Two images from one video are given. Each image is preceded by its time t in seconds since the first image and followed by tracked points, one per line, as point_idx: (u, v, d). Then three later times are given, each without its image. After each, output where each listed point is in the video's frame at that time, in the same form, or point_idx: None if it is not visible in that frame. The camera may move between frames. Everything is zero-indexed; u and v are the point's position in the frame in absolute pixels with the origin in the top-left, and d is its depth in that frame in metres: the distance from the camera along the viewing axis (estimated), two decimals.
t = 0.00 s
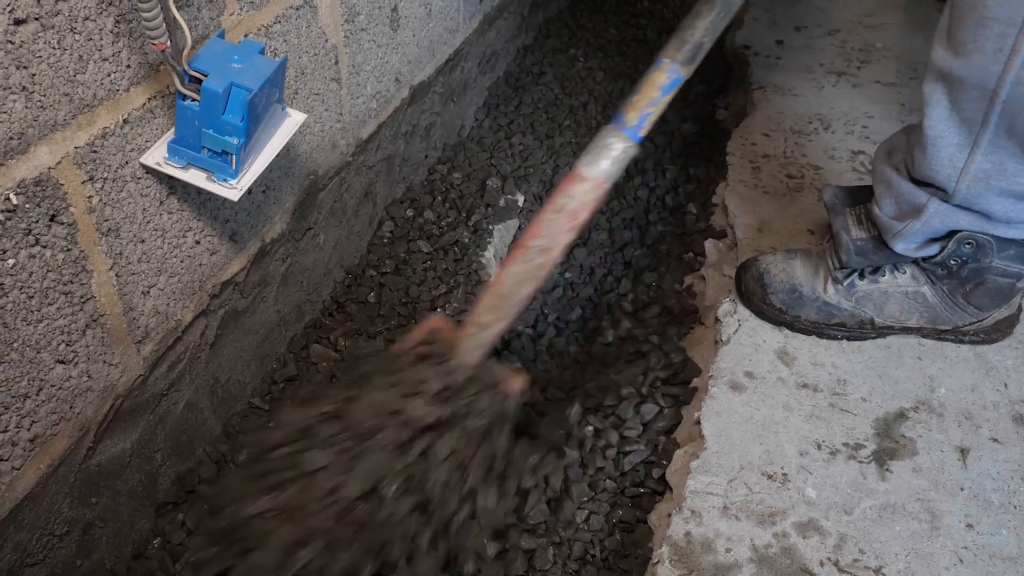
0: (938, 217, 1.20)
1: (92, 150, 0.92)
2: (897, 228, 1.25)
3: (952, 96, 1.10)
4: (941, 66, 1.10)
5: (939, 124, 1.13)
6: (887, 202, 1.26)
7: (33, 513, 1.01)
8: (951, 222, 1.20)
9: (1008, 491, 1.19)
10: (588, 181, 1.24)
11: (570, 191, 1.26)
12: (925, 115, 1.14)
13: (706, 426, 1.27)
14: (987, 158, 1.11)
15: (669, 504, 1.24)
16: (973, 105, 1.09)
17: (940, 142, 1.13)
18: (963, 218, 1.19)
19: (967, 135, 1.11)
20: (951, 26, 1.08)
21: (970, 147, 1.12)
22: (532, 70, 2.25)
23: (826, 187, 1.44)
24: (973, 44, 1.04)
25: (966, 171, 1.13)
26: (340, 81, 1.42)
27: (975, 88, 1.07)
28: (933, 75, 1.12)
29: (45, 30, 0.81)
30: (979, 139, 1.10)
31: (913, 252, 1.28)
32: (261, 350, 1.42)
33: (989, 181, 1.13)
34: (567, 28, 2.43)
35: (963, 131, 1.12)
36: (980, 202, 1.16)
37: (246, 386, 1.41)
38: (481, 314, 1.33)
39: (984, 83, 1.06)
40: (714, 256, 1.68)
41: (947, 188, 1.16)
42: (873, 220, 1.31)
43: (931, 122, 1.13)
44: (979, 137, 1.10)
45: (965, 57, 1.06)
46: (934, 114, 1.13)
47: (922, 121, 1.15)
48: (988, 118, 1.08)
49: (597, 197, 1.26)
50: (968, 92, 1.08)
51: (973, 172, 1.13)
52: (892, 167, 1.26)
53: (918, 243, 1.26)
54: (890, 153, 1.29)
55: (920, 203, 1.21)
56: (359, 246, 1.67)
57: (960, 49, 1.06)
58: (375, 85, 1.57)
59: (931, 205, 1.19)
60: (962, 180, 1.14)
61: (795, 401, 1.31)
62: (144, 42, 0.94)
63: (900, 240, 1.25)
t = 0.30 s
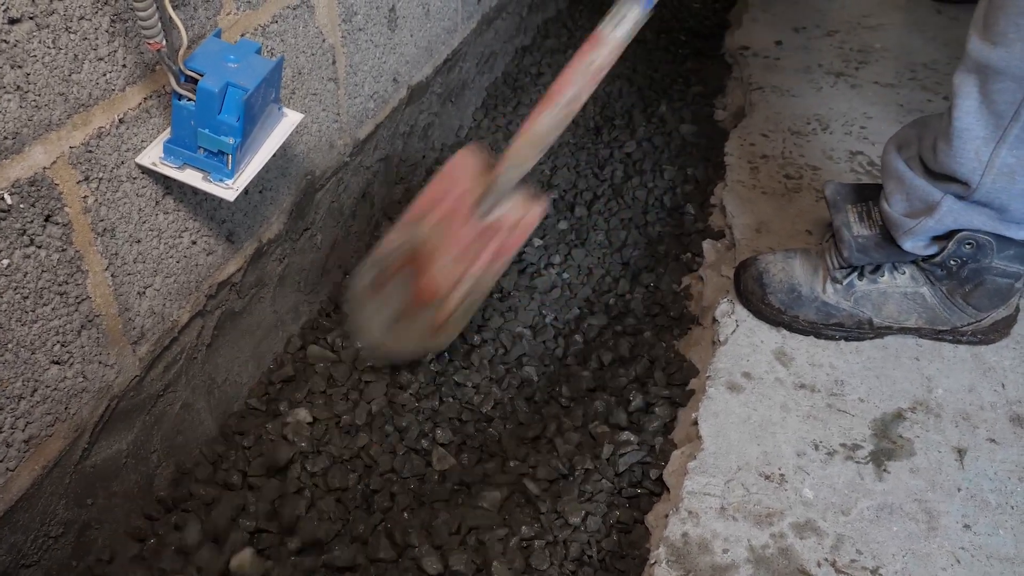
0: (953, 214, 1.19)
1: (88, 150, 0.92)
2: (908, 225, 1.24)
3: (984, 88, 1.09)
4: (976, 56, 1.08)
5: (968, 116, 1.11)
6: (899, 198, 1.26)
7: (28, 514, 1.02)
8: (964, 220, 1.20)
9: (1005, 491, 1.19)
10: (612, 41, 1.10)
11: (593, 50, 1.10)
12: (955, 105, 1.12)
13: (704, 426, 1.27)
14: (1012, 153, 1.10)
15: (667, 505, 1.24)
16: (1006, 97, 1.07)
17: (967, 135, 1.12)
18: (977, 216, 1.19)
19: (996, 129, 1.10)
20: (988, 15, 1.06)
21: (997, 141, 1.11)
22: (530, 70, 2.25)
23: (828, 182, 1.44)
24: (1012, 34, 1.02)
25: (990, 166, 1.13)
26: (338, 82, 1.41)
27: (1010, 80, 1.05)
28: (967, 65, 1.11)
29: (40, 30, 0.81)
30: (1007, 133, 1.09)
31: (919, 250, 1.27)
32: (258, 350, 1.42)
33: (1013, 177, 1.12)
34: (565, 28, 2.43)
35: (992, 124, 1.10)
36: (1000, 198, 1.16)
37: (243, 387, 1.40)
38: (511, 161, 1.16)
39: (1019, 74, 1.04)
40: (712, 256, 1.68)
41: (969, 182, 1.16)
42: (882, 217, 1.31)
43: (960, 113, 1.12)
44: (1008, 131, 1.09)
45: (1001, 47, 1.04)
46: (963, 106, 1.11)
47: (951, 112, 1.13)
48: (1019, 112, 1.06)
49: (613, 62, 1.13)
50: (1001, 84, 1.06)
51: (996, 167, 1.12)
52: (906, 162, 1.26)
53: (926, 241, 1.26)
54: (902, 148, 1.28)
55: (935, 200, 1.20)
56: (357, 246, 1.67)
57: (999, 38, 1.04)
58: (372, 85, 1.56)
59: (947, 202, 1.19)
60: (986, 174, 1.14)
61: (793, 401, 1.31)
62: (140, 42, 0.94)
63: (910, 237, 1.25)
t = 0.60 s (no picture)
0: (928, 214, 1.19)
1: (76, 149, 0.91)
2: (886, 226, 1.24)
3: (939, 95, 1.11)
4: (928, 66, 1.10)
5: (926, 123, 1.13)
6: (879, 200, 1.26)
7: (18, 516, 1.01)
8: (940, 220, 1.19)
9: (999, 489, 1.19)
10: (675, 2, 1.46)
11: None
12: (912, 113, 1.14)
13: (698, 425, 1.27)
14: (974, 155, 1.11)
15: (660, 504, 1.23)
16: (959, 104, 1.08)
17: (927, 141, 1.14)
18: (952, 215, 1.19)
19: (954, 134, 1.11)
20: (936, 25, 1.08)
21: (957, 145, 1.12)
22: (524, 69, 2.24)
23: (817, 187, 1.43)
24: (957, 43, 1.04)
25: (954, 169, 1.13)
26: (330, 80, 1.41)
27: (961, 87, 1.07)
28: (921, 74, 1.13)
29: (26, 27, 0.80)
30: (967, 137, 1.10)
31: (904, 250, 1.27)
32: (250, 350, 1.41)
33: (978, 178, 1.13)
34: (559, 26, 2.42)
35: (950, 129, 1.12)
36: (970, 198, 1.16)
37: (236, 387, 1.40)
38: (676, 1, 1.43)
39: (969, 81, 1.05)
40: (706, 255, 1.67)
41: (937, 186, 1.16)
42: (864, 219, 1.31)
43: (917, 121, 1.13)
44: (966, 135, 1.10)
45: (949, 56, 1.06)
46: (921, 113, 1.13)
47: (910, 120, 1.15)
48: (974, 116, 1.08)
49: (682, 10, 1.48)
50: (954, 91, 1.08)
51: (960, 170, 1.13)
52: (881, 166, 1.26)
53: (909, 241, 1.26)
54: (882, 150, 1.28)
55: (911, 200, 1.20)
56: (350, 245, 1.66)
57: (946, 47, 1.06)
58: (365, 84, 1.56)
59: (921, 203, 1.18)
60: (951, 178, 1.14)
61: (787, 400, 1.30)
62: (129, 40, 0.93)
63: (890, 238, 1.25)
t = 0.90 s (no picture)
0: (916, 222, 1.20)
1: (68, 145, 0.90)
2: (875, 234, 1.25)
3: (916, 110, 1.11)
4: (901, 82, 1.11)
5: (905, 137, 1.14)
6: (867, 207, 1.26)
7: (8, 513, 1.00)
8: (928, 226, 1.20)
9: (992, 489, 1.19)
10: (638, 116, 1.37)
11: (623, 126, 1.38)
12: (891, 128, 1.15)
13: (692, 424, 1.27)
14: (956, 166, 1.12)
15: (654, 503, 1.23)
16: (935, 118, 1.09)
17: (908, 154, 1.14)
18: (940, 221, 1.20)
19: (934, 147, 1.12)
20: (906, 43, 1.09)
21: (938, 157, 1.12)
22: (520, 67, 2.24)
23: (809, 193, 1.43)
24: (927, 62, 1.05)
25: (937, 181, 1.14)
26: (325, 77, 1.40)
27: (935, 103, 1.08)
28: (894, 90, 1.14)
29: (17, 21, 0.79)
30: (946, 150, 1.11)
31: (894, 254, 1.27)
32: (244, 348, 1.41)
33: (960, 188, 1.14)
34: (556, 25, 2.42)
35: (930, 143, 1.12)
36: (954, 207, 1.17)
37: (229, 384, 1.39)
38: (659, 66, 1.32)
39: (942, 99, 1.06)
40: (701, 254, 1.67)
41: (920, 198, 1.18)
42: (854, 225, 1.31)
43: (896, 135, 1.14)
44: (946, 149, 1.11)
45: (920, 74, 1.07)
46: (899, 128, 1.14)
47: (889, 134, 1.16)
48: (950, 131, 1.09)
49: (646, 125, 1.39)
50: (929, 107, 1.09)
51: (943, 181, 1.14)
52: (868, 173, 1.27)
53: (900, 246, 1.26)
54: (869, 156, 1.29)
55: (897, 208, 1.21)
56: (345, 243, 1.66)
57: (916, 66, 1.07)
58: (360, 81, 1.55)
59: (908, 211, 1.19)
60: (934, 189, 1.15)
61: (781, 400, 1.30)
62: (122, 35, 0.92)
63: (880, 245, 1.25)
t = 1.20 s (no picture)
0: (913, 220, 1.20)
1: (67, 140, 0.90)
2: (872, 232, 1.25)
3: (912, 107, 1.11)
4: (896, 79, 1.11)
5: (901, 134, 1.14)
6: (864, 204, 1.27)
7: (6, 509, 1.00)
8: (924, 224, 1.21)
9: (990, 488, 1.19)
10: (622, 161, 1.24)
11: (603, 174, 1.25)
12: (887, 125, 1.15)
13: (690, 422, 1.27)
14: (953, 163, 1.12)
15: (652, 501, 1.24)
16: (932, 115, 1.10)
17: (905, 151, 1.15)
18: (937, 219, 1.20)
19: (930, 144, 1.13)
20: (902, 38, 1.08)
21: (935, 154, 1.13)
22: (519, 65, 2.24)
23: (808, 190, 1.43)
24: (923, 58, 1.05)
25: (934, 178, 1.15)
26: (324, 74, 1.40)
27: (931, 100, 1.08)
28: (890, 87, 1.13)
29: (16, 15, 0.79)
30: (943, 147, 1.11)
31: (892, 252, 1.28)
32: (241, 344, 1.41)
33: (957, 186, 1.15)
34: (554, 23, 2.42)
35: (927, 140, 1.13)
36: (951, 205, 1.17)
37: (226, 381, 1.39)
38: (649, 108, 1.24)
39: (938, 96, 1.06)
40: (699, 252, 1.68)
41: (917, 195, 1.18)
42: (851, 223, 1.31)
43: (893, 132, 1.14)
44: (942, 146, 1.11)
45: (915, 71, 1.07)
46: (895, 125, 1.14)
47: (886, 132, 1.16)
48: (947, 128, 1.09)
49: (632, 176, 1.26)
50: (926, 103, 1.09)
51: (940, 178, 1.14)
52: (865, 170, 1.27)
53: (897, 245, 1.27)
54: (867, 153, 1.28)
55: (894, 206, 1.21)
56: (343, 240, 1.66)
57: (912, 63, 1.07)
58: (359, 78, 1.55)
59: (904, 209, 1.20)
60: (931, 186, 1.16)
61: (779, 398, 1.31)
62: (120, 30, 0.92)
63: (877, 243, 1.26)
